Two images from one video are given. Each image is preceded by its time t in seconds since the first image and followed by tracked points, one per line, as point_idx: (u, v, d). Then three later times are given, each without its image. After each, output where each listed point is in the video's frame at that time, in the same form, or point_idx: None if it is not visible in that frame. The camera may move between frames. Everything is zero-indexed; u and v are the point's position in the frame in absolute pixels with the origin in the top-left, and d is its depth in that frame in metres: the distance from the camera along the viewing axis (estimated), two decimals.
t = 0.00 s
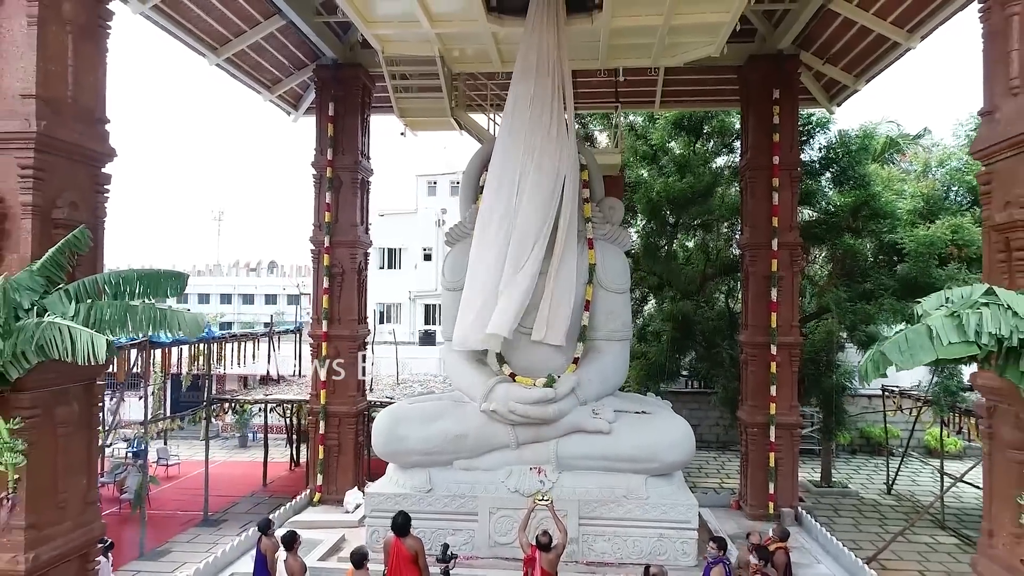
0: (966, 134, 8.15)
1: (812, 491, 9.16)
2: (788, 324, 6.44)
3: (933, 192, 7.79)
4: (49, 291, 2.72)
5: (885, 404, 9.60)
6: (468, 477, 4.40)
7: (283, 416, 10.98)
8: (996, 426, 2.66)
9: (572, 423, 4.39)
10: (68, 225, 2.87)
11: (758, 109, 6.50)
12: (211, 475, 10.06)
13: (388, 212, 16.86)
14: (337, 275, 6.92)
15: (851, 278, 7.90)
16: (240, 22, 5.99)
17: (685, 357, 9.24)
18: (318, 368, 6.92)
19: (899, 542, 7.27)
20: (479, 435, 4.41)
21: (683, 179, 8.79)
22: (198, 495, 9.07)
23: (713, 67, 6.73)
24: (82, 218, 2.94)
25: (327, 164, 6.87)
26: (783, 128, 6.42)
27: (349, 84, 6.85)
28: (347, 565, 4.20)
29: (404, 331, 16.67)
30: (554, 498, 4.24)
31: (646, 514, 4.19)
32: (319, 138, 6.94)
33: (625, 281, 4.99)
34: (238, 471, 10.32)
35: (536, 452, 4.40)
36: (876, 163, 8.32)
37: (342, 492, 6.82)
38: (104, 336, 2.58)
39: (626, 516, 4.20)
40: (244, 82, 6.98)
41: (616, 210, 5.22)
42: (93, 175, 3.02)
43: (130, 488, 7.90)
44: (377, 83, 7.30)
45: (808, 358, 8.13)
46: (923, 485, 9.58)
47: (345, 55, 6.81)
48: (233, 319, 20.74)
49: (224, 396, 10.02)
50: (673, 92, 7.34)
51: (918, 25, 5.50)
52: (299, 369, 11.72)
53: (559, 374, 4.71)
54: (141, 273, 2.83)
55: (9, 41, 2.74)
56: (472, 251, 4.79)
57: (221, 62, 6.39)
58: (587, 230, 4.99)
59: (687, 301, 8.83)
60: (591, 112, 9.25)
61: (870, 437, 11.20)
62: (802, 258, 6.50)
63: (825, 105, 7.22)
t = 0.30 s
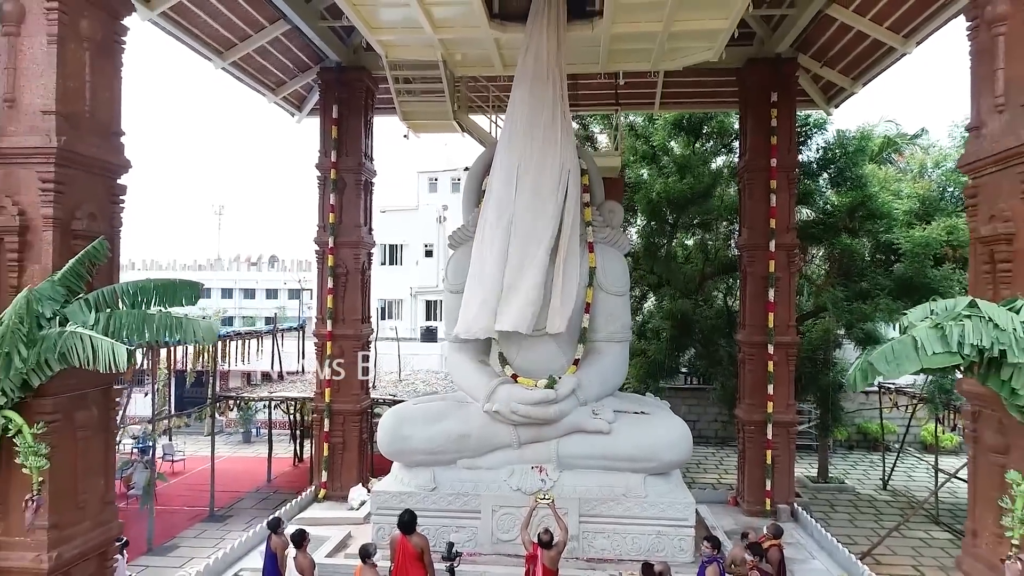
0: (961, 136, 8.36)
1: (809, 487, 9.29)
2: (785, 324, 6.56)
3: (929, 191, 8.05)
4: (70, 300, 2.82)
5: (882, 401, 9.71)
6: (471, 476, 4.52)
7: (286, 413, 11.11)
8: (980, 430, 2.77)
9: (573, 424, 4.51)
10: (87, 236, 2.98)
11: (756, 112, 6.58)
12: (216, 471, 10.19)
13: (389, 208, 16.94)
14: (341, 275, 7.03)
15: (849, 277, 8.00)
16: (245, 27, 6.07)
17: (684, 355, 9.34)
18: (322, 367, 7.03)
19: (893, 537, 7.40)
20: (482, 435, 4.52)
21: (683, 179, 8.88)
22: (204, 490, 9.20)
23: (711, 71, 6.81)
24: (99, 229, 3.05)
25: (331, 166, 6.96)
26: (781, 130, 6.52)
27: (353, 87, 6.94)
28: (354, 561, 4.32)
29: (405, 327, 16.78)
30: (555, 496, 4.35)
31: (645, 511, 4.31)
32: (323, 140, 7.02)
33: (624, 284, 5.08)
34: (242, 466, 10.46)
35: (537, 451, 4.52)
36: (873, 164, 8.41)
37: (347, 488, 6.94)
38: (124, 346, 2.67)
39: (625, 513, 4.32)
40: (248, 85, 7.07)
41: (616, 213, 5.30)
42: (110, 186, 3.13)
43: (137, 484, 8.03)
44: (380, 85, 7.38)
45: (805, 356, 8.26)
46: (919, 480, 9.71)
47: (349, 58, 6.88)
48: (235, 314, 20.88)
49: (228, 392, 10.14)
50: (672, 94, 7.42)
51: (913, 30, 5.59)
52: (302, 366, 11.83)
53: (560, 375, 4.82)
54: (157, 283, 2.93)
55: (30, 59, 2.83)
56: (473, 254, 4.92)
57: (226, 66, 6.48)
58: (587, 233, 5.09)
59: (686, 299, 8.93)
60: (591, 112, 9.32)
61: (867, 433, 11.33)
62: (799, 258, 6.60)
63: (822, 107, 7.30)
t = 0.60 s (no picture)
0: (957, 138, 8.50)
1: (806, 483, 9.41)
2: (782, 323, 6.68)
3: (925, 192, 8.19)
4: (90, 308, 2.93)
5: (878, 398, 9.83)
6: (475, 474, 4.63)
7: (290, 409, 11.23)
8: (966, 433, 2.87)
9: (574, 424, 4.63)
10: (104, 246, 3.07)
11: (754, 114, 6.65)
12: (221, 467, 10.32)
13: (390, 205, 17.02)
14: (346, 275, 7.13)
15: (846, 276, 8.10)
16: (251, 31, 6.16)
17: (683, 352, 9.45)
18: (326, 366, 7.14)
19: (889, 532, 7.52)
20: (485, 435, 4.64)
21: (683, 180, 8.97)
22: (209, 486, 9.33)
23: (710, 73, 6.91)
24: (115, 238, 3.15)
25: (335, 167, 7.04)
26: (779, 133, 6.62)
27: (356, 89, 7.02)
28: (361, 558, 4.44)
29: (406, 323, 16.89)
30: (557, 494, 4.47)
31: (644, 509, 4.43)
32: (327, 142, 7.11)
33: (624, 286, 5.18)
34: (246, 462, 10.58)
35: (539, 451, 4.63)
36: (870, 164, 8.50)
37: (351, 485, 7.06)
38: (147, 353, 2.77)
39: (624, 511, 4.44)
40: (253, 87, 7.16)
41: (616, 217, 5.39)
42: (125, 197, 3.23)
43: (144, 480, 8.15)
44: (382, 86, 7.46)
45: (802, 354, 8.35)
46: (915, 476, 9.84)
47: (352, 61, 6.96)
48: (237, 309, 20.98)
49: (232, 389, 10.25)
50: (672, 95, 7.49)
51: (909, 36, 5.67)
52: (305, 363, 11.95)
53: (561, 376, 4.93)
54: (173, 291, 3.03)
55: (49, 75, 2.93)
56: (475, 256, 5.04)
57: (232, 70, 6.57)
58: (588, 237, 5.18)
59: (685, 298, 9.03)
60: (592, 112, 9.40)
61: (864, 429, 11.46)
62: (796, 259, 6.70)
63: (820, 108, 7.37)
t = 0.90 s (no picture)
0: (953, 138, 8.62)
1: (803, 478, 9.55)
2: (779, 323, 6.81)
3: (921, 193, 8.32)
4: (110, 315, 3.04)
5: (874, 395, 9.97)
6: (479, 473, 4.76)
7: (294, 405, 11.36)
8: (952, 436, 2.98)
9: (574, 423, 4.75)
10: (122, 255, 3.19)
11: (752, 117, 6.75)
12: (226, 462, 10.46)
13: (392, 202, 17.11)
14: (350, 275, 7.24)
15: (843, 275, 8.22)
16: (257, 36, 6.26)
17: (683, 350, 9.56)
18: (331, 364, 7.26)
19: (883, 527, 7.66)
20: (488, 434, 4.76)
21: (683, 180, 9.08)
22: (215, 481, 9.47)
23: (709, 77, 7.00)
24: (133, 248, 3.26)
25: (339, 168, 7.15)
26: (777, 135, 6.70)
27: (360, 92, 7.12)
28: (367, 553, 4.58)
29: (408, 319, 17.01)
30: (558, 492, 4.60)
31: (642, 506, 4.55)
32: (331, 144, 7.20)
33: (624, 288, 5.29)
34: (251, 457, 10.72)
35: (540, 449, 4.76)
36: (866, 165, 8.62)
37: (356, 481, 7.20)
38: (169, 359, 2.88)
39: (624, 508, 4.56)
40: (259, 89, 7.27)
41: (617, 220, 5.51)
42: (141, 206, 3.34)
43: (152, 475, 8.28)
44: (386, 89, 7.56)
45: (799, 352, 8.46)
46: (910, 471, 9.98)
47: (356, 64, 7.06)
48: (239, 304, 21.11)
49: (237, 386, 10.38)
50: (672, 97, 7.57)
51: (905, 41, 5.76)
52: (309, 359, 12.08)
53: (562, 377, 5.05)
54: (188, 299, 3.14)
55: (69, 90, 3.03)
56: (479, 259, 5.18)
57: (238, 73, 6.67)
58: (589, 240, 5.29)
59: (685, 296, 9.15)
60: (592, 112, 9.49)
61: (861, 425, 11.61)
62: (793, 260, 6.81)
63: (818, 110, 7.46)
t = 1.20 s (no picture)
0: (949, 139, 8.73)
1: (801, 473, 9.69)
2: (776, 322, 6.90)
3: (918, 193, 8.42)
4: (127, 321, 3.15)
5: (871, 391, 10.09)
6: (482, 470, 4.88)
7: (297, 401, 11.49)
8: (939, 437, 3.10)
9: (575, 422, 4.88)
10: (139, 263, 3.30)
11: (750, 119, 6.84)
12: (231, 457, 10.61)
13: (393, 198, 17.19)
14: (354, 275, 7.35)
15: (840, 275, 8.33)
16: (262, 39, 6.36)
17: (682, 347, 9.68)
18: (335, 363, 7.38)
19: (879, 522, 7.79)
20: (491, 433, 4.89)
21: (682, 179, 9.18)
22: (221, 476, 9.61)
23: (708, 79, 7.09)
24: (149, 255, 3.38)
25: (343, 170, 7.24)
26: (775, 137, 6.80)
27: (363, 94, 7.22)
28: (374, 548, 4.70)
29: (410, 315, 17.13)
30: (559, 489, 4.72)
31: (641, 503, 4.68)
32: (335, 145, 7.30)
33: (623, 290, 5.41)
34: (256, 453, 10.86)
35: (542, 447, 4.89)
36: (863, 165, 8.72)
37: (360, 477, 7.33)
38: (189, 363, 3.01)
39: (623, 505, 4.69)
40: (264, 92, 7.37)
41: (617, 222, 5.63)
42: (156, 214, 3.46)
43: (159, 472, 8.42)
44: (389, 90, 7.65)
45: (796, 350, 8.58)
46: (906, 467, 10.11)
47: (361, 67, 7.15)
48: (241, 300, 21.22)
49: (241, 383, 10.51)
50: (671, 98, 7.66)
51: (900, 46, 5.86)
52: (312, 356, 12.20)
53: (563, 377, 5.17)
54: (204, 305, 3.25)
55: (88, 104, 3.14)
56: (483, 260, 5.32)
57: (244, 76, 6.78)
58: (590, 243, 5.40)
59: (684, 294, 9.26)
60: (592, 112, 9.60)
61: (858, 420, 11.75)
62: (790, 260, 6.92)
63: (815, 111, 7.56)
